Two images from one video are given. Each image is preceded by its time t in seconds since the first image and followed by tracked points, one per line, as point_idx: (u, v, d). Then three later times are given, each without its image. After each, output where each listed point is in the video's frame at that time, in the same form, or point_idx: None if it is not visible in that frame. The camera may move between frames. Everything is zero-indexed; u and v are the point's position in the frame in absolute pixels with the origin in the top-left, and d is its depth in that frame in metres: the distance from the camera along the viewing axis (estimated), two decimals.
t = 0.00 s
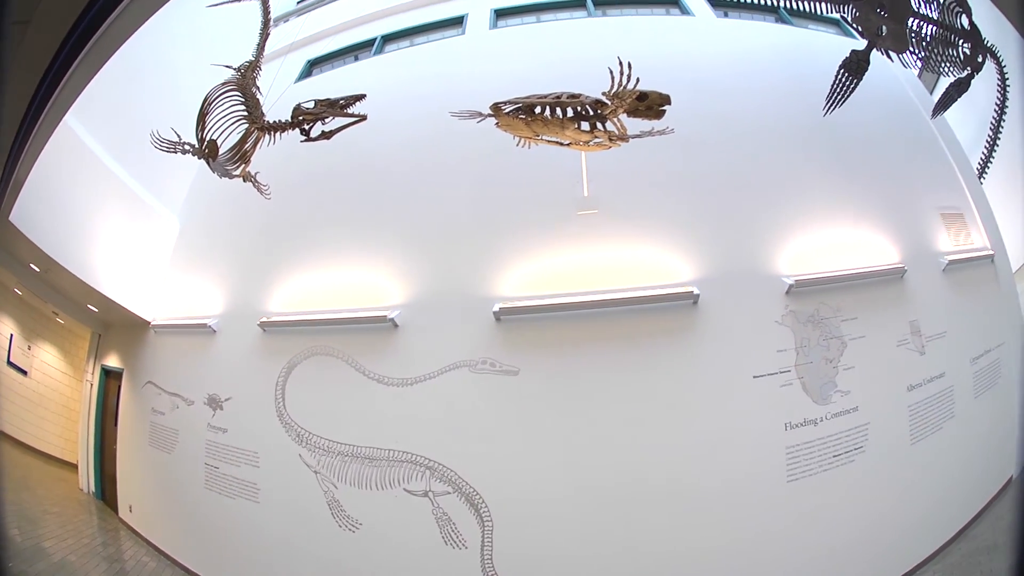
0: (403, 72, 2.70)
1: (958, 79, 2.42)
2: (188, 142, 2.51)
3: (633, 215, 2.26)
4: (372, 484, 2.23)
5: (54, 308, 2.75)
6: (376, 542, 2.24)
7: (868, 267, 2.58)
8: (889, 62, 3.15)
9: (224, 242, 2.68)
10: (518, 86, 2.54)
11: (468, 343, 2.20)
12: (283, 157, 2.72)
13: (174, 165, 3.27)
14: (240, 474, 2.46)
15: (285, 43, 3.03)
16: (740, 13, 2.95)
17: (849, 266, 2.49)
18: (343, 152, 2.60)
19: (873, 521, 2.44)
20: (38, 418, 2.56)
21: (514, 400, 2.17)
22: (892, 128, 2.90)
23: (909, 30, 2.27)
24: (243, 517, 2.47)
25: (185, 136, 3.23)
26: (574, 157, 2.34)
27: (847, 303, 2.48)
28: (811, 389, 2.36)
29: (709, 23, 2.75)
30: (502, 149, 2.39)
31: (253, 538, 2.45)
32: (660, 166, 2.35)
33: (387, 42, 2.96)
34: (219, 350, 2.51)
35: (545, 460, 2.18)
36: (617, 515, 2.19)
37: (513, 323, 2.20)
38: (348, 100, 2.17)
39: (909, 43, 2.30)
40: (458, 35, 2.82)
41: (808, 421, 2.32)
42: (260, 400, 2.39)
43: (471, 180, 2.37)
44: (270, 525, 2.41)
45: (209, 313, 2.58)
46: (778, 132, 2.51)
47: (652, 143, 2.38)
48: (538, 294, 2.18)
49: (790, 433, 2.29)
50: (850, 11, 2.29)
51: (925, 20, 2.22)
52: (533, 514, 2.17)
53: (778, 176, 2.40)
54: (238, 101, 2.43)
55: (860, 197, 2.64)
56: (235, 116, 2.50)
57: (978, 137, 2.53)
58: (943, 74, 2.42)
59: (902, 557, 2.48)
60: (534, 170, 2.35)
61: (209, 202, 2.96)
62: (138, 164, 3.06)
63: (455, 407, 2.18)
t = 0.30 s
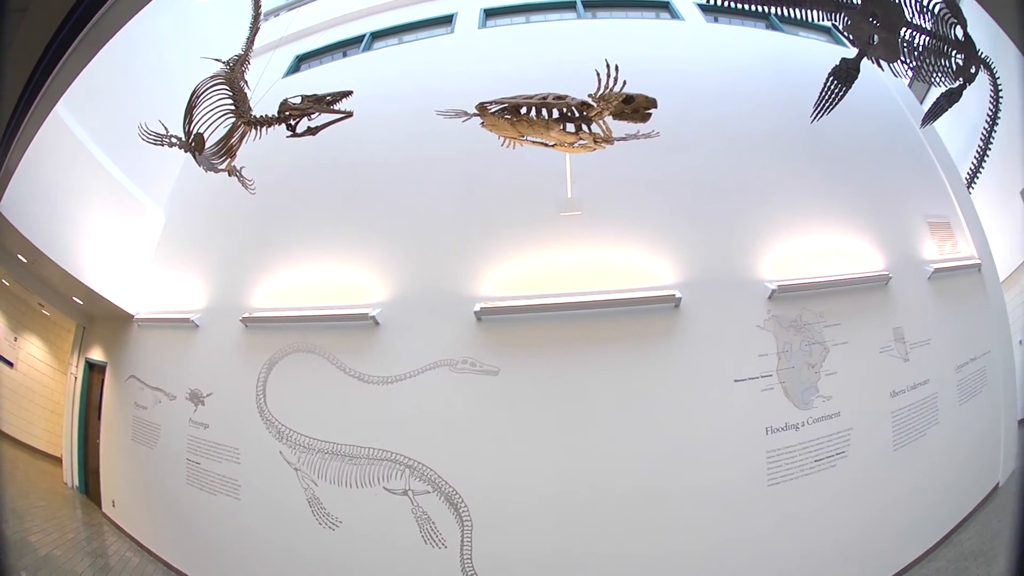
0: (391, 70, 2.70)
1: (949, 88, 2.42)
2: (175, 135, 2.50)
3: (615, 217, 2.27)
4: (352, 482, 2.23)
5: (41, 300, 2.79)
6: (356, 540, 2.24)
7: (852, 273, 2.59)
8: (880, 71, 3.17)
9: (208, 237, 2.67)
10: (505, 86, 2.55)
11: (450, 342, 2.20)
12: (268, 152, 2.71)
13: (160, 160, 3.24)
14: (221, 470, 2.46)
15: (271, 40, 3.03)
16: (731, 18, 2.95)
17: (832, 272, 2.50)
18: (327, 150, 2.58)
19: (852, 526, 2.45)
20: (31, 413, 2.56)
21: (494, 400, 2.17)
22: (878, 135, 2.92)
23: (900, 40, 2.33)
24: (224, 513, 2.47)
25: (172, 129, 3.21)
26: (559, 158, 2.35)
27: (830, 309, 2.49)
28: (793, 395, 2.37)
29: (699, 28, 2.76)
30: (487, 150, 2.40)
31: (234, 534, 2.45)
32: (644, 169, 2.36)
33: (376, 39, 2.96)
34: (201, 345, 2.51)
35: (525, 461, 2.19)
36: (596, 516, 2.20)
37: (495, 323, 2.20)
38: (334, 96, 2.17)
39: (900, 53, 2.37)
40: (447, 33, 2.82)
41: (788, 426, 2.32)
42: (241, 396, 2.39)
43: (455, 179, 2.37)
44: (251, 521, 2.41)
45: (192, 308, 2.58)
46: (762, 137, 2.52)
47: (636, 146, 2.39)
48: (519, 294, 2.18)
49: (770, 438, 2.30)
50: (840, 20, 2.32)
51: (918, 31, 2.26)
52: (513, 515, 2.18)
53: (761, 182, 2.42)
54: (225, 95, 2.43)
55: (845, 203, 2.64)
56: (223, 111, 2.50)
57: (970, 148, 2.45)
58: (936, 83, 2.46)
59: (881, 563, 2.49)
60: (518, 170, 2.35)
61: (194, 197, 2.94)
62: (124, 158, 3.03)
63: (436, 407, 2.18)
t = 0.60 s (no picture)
0: (379, 67, 2.70)
1: (939, 99, 2.50)
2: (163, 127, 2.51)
3: (597, 218, 2.28)
4: (331, 480, 2.22)
5: (27, 291, 2.68)
6: (335, 537, 2.25)
7: (836, 279, 2.60)
8: (869, 80, 3.19)
9: (193, 231, 2.67)
10: (491, 87, 2.56)
11: (430, 341, 2.20)
12: (255, 147, 2.71)
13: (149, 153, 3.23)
14: (202, 465, 2.46)
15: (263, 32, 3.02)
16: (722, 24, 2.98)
17: (814, 278, 2.51)
18: (313, 146, 2.58)
19: (831, 531, 2.47)
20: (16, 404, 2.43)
21: (473, 399, 2.18)
22: (863, 143, 2.94)
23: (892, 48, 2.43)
24: (205, 508, 2.47)
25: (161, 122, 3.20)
26: (542, 159, 2.35)
27: (811, 315, 2.50)
28: (774, 400, 2.38)
29: (689, 33, 2.77)
30: (472, 149, 2.40)
31: (214, 529, 2.45)
32: (627, 171, 2.36)
33: (364, 36, 2.96)
34: (184, 339, 2.51)
35: (504, 461, 2.19)
36: (574, 518, 2.21)
37: (475, 323, 2.21)
38: (321, 92, 2.18)
39: (891, 62, 2.48)
40: (435, 31, 2.82)
41: (768, 431, 2.33)
42: (222, 392, 2.39)
43: (439, 178, 2.38)
44: (231, 517, 2.42)
45: (175, 301, 2.57)
46: (747, 142, 2.53)
47: (620, 148, 2.40)
48: (500, 294, 2.19)
49: (750, 443, 2.31)
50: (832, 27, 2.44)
51: (910, 41, 2.36)
52: (491, 515, 2.19)
53: (744, 187, 2.44)
54: (213, 88, 2.43)
55: (829, 209, 2.65)
56: (210, 104, 2.50)
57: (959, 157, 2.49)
58: (927, 94, 2.55)
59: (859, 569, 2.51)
60: (501, 170, 2.36)
61: (181, 191, 2.94)
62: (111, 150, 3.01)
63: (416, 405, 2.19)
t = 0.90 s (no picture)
0: (368, 64, 2.70)
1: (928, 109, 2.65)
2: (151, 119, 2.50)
3: (579, 220, 2.29)
4: (311, 477, 2.23)
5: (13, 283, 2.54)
6: (314, 534, 2.26)
7: (820, 285, 2.61)
8: (860, 89, 3.24)
9: (178, 226, 2.66)
10: (477, 86, 2.57)
11: (412, 340, 2.21)
12: (241, 142, 2.70)
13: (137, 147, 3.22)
14: (183, 460, 2.46)
15: (252, 26, 3.02)
16: (712, 28, 2.99)
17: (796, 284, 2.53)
18: (299, 142, 2.58)
19: (810, 536, 2.48)
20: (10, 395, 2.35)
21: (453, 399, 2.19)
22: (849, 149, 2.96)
23: (884, 58, 2.56)
24: (187, 503, 2.47)
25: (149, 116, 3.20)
26: (525, 159, 2.36)
27: (793, 320, 2.52)
28: (755, 404, 2.39)
29: (679, 37, 2.78)
30: (457, 148, 2.40)
31: (195, 525, 2.46)
32: (611, 174, 2.37)
33: (353, 32, 2.96)
34: (167, 333, 2.51)
35: (483, 461, 2.20)
36: (553, 519, 2.22)
37: (456, 323, 2.21)
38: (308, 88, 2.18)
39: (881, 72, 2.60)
40: (424, 30, 2.82)
41: (748, 436, 2.35)
42: (204, 387, 2.39)
43: (423, 177, 2.39)
44: (212, 513, 2.42)
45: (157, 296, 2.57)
46: (731, 146, 2.54)
47: (604, 151, 2.41)
48: (481, 294, 2.20)
49: (729, 447, 2.33)
50: (823, 36, 2.57)
51: (901, 50, 2.50)
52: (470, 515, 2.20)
53: (727, 192, 2.45)
54: (202, 82, 2.42)
55: (813, 215, 2.66)
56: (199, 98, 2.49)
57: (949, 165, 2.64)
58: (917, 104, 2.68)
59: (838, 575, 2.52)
60: (485, 170, 2.37)
61: (167, 185, 2.93)
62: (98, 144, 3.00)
63: (397, 403, 2.20)
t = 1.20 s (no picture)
0: (357, 61, 2.71)
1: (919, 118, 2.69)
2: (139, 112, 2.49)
3: (563, 222, 2.31)
4: (293, 474, 2.23)
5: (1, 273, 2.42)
6: (296, 532, 2.27)
7: (804, 290, 2.63)
8: (850, 97, 3.29)
9: (165, 221, 2.67)
10: (465, 86, 2.59)
11: (395, 338, 2.22)
12: (229, 137, 2.71)
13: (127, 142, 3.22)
14: (167, 456, 2.47)
15: (242, 21, 3.02)
16: (702, 33, 3.02)
17: (781, 289, 2.54)
18: (286, 138, 2.59)
19: (791, 540, 2.50)
20: None
21: (435, 398, 2.20)
22: (836, 156, 2.98)
23: (875, 66, 2.57)
24: (170, 498, 2.48)
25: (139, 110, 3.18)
26: (510, 160, 2.37)
27: (777, 325, 2.53)
28: (738, 408, 2.41)
29: (667, 40, 2.80)
30: (443, 148, 2.41)
31: (178, 521, 2.46)
32: (596, 177, 2.39)
33: (344, 29, 2.98)
34: (152, 328, 2.51)
35: (465, 462, 2.21)
36: (534, 520, 2.23)
37: (438, 322, 2.22)
38: (297, 84, 2.16)
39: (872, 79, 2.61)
40: (414, 28, 2.84)
41: (730, 439, 2.36)
42: (188, 383, 2.40)
43: (409, 175, 2.39)
44: (195, 509, 2.43)
45: (143, 290, 2.58)
46: (717, 150, 2.56)
47: (591, 153, 2.43)
48: (464, 294, 2.21)
49: (711, 450, 2.35)
50: (814, 43, 2.59)
51: (894, 59, 2.50)
52: (451, 515, 2.21)
53: (712, 197, 2.46)
54: (193, 76, 2.42)
55: (799, 220, 2.67)
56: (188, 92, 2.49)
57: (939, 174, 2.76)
58: (908, 113, 2.71)
59: None
60: (471, 170, 2.38)
61: (155, 180, 2.92)
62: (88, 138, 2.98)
63: (379, 401, 2.21)
